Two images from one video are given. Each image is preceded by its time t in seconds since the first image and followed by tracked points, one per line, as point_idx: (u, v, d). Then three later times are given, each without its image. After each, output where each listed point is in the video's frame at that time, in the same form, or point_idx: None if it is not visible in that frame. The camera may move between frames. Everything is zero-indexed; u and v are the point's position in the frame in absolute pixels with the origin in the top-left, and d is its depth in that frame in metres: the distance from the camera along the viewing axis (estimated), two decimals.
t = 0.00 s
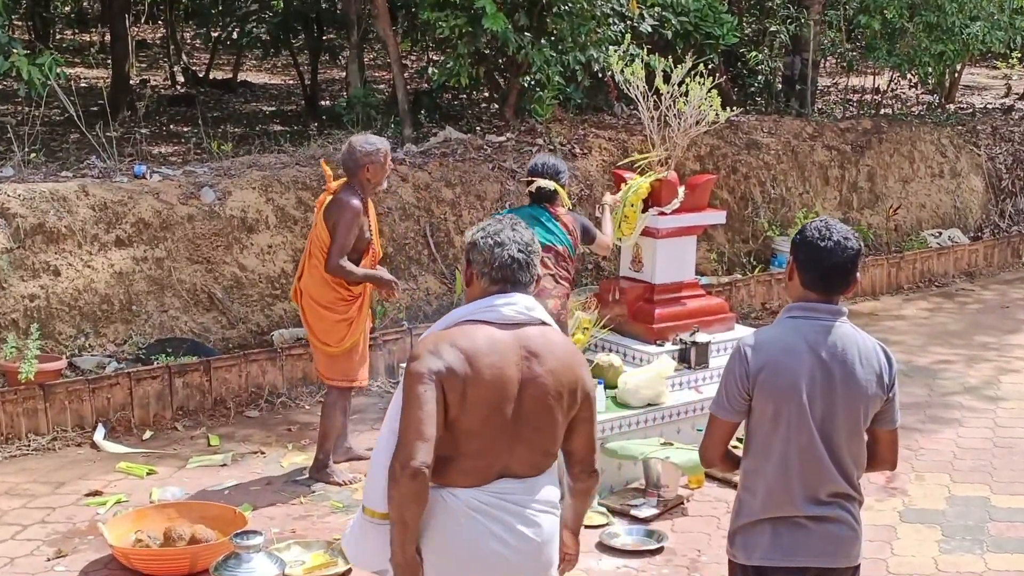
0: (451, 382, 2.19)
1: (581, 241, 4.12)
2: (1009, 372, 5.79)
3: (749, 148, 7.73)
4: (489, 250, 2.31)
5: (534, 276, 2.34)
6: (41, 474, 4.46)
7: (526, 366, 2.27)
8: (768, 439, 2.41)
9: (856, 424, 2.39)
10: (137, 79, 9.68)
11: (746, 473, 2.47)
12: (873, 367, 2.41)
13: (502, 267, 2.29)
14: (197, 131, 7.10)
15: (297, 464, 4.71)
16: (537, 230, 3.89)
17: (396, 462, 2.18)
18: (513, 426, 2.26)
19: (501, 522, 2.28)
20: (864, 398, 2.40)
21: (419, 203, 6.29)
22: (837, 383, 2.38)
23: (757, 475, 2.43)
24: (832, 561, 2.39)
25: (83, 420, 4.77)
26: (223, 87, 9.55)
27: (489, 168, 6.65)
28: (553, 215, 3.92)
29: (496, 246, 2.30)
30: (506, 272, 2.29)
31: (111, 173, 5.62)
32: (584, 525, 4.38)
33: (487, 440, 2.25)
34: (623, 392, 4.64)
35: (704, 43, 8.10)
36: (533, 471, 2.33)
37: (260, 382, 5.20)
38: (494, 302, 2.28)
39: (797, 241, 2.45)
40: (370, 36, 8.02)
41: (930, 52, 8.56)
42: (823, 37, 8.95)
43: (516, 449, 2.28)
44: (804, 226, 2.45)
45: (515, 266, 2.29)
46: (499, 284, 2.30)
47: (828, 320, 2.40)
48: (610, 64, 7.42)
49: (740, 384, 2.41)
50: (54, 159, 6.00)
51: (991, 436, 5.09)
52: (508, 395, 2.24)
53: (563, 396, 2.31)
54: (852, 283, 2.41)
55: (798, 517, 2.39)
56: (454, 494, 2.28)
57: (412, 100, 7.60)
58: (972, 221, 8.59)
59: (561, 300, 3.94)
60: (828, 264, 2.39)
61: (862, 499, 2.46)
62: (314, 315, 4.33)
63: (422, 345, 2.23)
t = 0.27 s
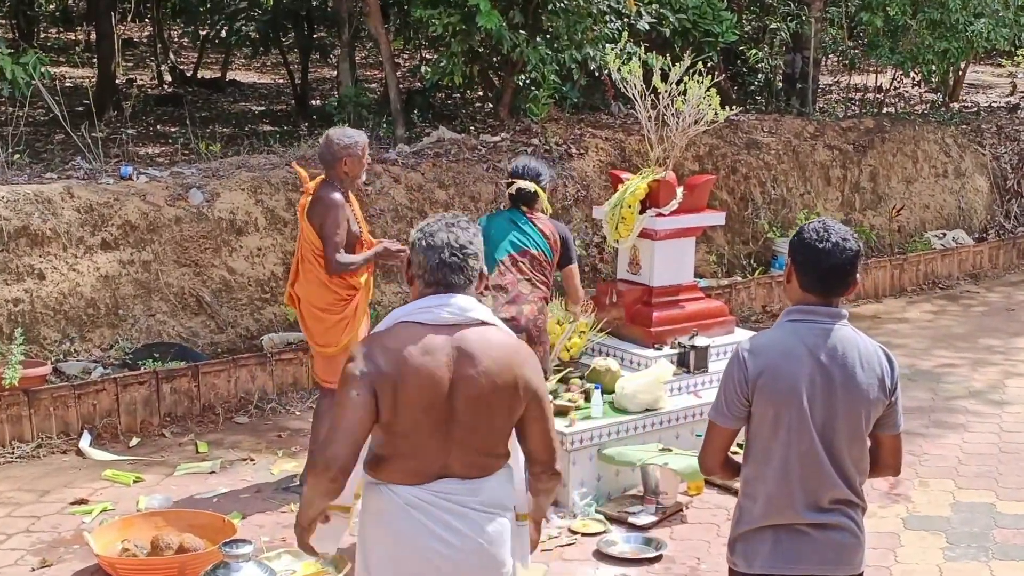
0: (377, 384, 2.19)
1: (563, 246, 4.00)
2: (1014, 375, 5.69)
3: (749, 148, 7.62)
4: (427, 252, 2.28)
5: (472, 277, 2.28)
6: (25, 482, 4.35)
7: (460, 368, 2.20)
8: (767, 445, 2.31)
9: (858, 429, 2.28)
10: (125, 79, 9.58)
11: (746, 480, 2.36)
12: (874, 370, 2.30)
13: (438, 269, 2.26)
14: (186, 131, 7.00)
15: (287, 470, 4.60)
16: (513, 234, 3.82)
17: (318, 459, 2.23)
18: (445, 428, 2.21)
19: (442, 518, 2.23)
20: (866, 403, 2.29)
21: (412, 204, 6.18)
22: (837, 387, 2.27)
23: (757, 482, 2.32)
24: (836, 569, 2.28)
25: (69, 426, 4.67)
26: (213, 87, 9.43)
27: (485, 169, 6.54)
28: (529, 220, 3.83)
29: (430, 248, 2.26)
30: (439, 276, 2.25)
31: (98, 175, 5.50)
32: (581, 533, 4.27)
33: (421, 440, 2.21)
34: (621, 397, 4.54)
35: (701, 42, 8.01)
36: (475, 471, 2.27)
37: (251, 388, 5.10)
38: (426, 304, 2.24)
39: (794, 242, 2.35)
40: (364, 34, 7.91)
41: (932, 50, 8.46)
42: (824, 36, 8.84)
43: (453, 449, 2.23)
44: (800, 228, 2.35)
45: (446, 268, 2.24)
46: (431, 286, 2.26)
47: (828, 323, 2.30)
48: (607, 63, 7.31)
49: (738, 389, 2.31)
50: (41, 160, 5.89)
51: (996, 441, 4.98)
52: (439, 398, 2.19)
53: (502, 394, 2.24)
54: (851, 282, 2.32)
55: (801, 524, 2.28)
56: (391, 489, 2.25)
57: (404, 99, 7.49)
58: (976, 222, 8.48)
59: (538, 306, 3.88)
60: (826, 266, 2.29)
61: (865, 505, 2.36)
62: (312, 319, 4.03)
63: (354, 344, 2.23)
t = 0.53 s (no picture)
0: (305, 378, 2.20)
1: (516, 254, 3.80)
2: (1004, 381, 5.73)
3: (741, 155, 7.66)
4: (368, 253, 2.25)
5: (409, 278, 2.22)
6: (20, 490, 4.37)
7: (387, 363, 2.16)
8: (760, 451, 2.33)
9: (850, 436, 2.31)
10: (120, 86, 9.61)
11: (739, 486, 2.38)
12: (866, 378, 2.33)
13: (377, 270, 2.23)
14: (181, 140, 7.02)
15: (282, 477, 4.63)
16: (461, 246, 3.62)
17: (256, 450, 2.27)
18: (373, 424, 2.17)
19: (383, 516, 2.18)
20: (858, 410, 2.32)
21: (406, 211, 6.21)
22: (830, 395, 2.30)
23: (750, 488, 2.35)
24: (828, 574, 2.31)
25: (64, 434, 4.68)
26: (208, 95, 9.46)
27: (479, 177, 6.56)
28: (477, 227, 3.64)
29: (368, 249, 2.23)
30: (375, 277, 2.22)
31: (93, 183, 5.53)
32: (575, 539, 4.30)
33: (352, 433, 2.19)
34: (613, 403, 4.59)
35: (694, 49, 8.07)
36: (412, 468, 2.20)
37: (246, 395, 5.13)
38: (361, 304, 2.22)
39: (789, 248, 2.38)
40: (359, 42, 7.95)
41: (922, 58, 8.52)
42: (815, 43, 8.89)
43: (385, 446, 2.18)
44: (794, 235, 2.38)
45: (384, 270, 2.21)
46: (370, 288, 2.23)
47: (821, 331, 2.33)
48: (600, 70, 7.35)
49: (732, 396, 2.33)
50: (37, 169, 5.91)
51: (987, 446, 5.02)
52: (363, 393, 2.16)
53: (433, 389, 2.16)
54: (846, 290, 2.35)
55: (793, 529, 2.31)
56: (330, 483, 2.24)
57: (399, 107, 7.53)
58: (966, 228, 8.52)
59: (491, 317, 3.60)
60: (821, 273, 2.32)
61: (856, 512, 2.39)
62: (314, 324, 4.05)
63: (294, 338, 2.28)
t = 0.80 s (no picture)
0: (292, 374, 2.35)
1: (474, 257, 3.92)
2: (992, 380, 5.82)
3: (734, 158, 7.76)
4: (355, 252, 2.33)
5: (395, 278, 2.30)
6: (24, 490, 4.43)
7: (361, 361, 2.24)
8: (752, 450, 2.40)
9: (840, 435, 2.37)
10: (122, 92, 9.69)
11: (732, 484, 2.46)
12: (857, 378, 2.39)
13: (364, 269, 2.30)
14: (182, 145, 7.10)
15: (282, 477, 4.70)
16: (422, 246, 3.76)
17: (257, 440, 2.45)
18: (351, 420, 2.26)
19: (366, 510, 2.27)
20: (849, 410, 2.38)
21: (403, 214, 6.29)
22: (821, 394, 2.36)
23: (742, 485, 2.42)
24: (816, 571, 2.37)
25: (67, 434, 4.76)
26: (209, 101, 9.54)
27: (475, 180, 6.65)
28: (436, 228, 3.78)
29: (356, 249, 2.31)
30: (362, 276, 2.29)
31: (96, 188, 5.61)
32: (571, 536, 4.38)
33: (335, 432, 2.29)
34: (608, 402, 4.65)
35: (687, 55, 8.18)
36: (395, 464, 2.27)
37: (246, 396, 5.20)
38: (346, 303, 2.30)
39: (782, 250, 2.45)
40: (357, 49, 8.05)
41: (911, 63, 8.63)
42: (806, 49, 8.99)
43: (364, 442, 2.27)
44: (787, 237, 2.45)
45: (370, 270, 2.28)
46: (355, 286, 2.31)
47: (812, 331, 2.39)
48: (595, 76, 7.45)
49: (724, 395, 2.41)
50: (40, 173, 5.99)
51: (975, 444, 5.11)
52: (340, 390, 2.26)
53: (408, 386, 2.22)
54: (836, 292, 2.41)
55: (784, 526, 2.38)
56: (319, 475, 2.36)
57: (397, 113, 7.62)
58: (955, 229, 8.63)
59: (448, 317, 3.73)
60: (813, 274, 2.39)
61: (848, 510, 2.45)
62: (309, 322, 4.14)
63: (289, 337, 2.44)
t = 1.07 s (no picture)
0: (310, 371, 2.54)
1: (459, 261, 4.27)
2: (972, 379, 6.00)
3: (722, 164, 7.94)
4: (376, 252, 2.50)
5: (414, 279, 2.49)
6: (36, 485, 4.58)
7: (368, 360, 2.41)
8: (740, 445, 2.53)
9: (824, 430, 2.50)
10: (129, 100, 9.86)
11: (721, 478, 2.58)
12: (841, 375, 2.52)
13: (385, 267, 2.47)
14: (188, 151, 7.26)
15: (286, 472, 4.85)
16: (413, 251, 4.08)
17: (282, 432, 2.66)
18: (360, 415, 2.43)
19: (371, 501, 2.43)
20: (833, 405, 2.51)
21: (403, 218, 6.45)
22: (806, 391, 2.49)
23: (731, 479, 2.55)
24: (802, 560, 2.50)
25: (77, 431, 4.91)
26: (213, 108, 9.69)
27: (471, 185, 6.82)
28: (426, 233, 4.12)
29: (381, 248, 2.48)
30: (384, 274, 2.46)
31: (104, 193, 5.77)
32: (565, 529, 4.54)
33: (345, 426, 2.47)
34: (601, 400, 4.81)
35: (678, 63, 8.38)
36: (401, 457, 2.43)
37: (251, 394, 5.36)
38: (369, 298, 2.44)
39: (769, 252, 2.57)
40: (357, 57, 8.23)
41: (893, 71, 8.84)
42: (792, 58, 9.19)
43: (372, 436, 2.43)
44: (773, 239, 2.57)
45: (395, 267, 2.46)
46: (377, 282, 2.47)
47: (797, 331, 2.52)
48: (588, 84, 7.64)
49: (713, 393, 2.53)
50: (50, 179, 6.16)
51: (956, 440, 5.28)
52: (349, 387, 2.44)
53: (411, 384, 2.38)
54: (820, 290, 2.54)
55: (771, 518, 2.50)
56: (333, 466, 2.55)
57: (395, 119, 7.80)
58: (937, 232, 8.82)
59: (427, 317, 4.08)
60: (799, 275, 2.51)
61: (832, 500, 2.58)
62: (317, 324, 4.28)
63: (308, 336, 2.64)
